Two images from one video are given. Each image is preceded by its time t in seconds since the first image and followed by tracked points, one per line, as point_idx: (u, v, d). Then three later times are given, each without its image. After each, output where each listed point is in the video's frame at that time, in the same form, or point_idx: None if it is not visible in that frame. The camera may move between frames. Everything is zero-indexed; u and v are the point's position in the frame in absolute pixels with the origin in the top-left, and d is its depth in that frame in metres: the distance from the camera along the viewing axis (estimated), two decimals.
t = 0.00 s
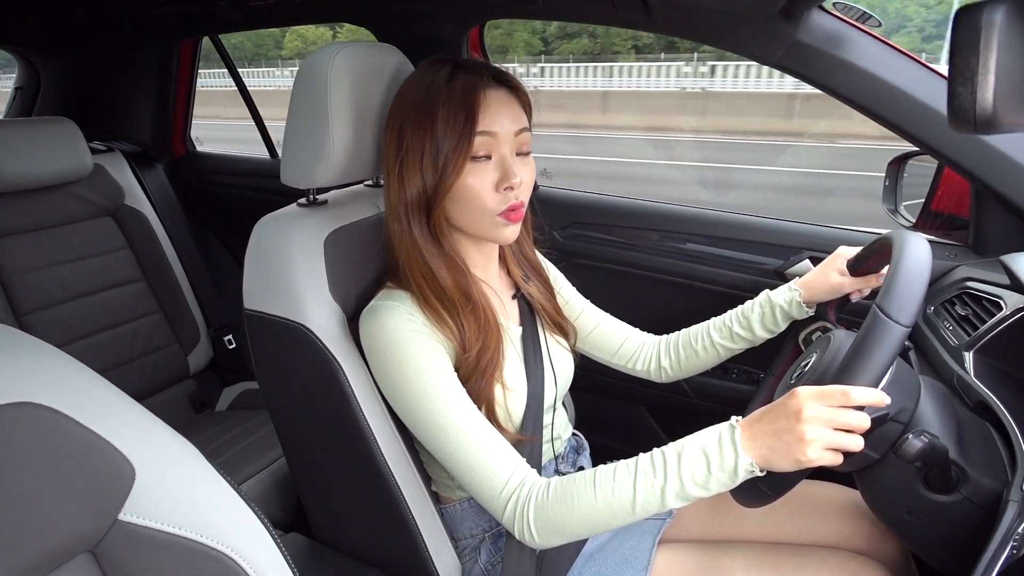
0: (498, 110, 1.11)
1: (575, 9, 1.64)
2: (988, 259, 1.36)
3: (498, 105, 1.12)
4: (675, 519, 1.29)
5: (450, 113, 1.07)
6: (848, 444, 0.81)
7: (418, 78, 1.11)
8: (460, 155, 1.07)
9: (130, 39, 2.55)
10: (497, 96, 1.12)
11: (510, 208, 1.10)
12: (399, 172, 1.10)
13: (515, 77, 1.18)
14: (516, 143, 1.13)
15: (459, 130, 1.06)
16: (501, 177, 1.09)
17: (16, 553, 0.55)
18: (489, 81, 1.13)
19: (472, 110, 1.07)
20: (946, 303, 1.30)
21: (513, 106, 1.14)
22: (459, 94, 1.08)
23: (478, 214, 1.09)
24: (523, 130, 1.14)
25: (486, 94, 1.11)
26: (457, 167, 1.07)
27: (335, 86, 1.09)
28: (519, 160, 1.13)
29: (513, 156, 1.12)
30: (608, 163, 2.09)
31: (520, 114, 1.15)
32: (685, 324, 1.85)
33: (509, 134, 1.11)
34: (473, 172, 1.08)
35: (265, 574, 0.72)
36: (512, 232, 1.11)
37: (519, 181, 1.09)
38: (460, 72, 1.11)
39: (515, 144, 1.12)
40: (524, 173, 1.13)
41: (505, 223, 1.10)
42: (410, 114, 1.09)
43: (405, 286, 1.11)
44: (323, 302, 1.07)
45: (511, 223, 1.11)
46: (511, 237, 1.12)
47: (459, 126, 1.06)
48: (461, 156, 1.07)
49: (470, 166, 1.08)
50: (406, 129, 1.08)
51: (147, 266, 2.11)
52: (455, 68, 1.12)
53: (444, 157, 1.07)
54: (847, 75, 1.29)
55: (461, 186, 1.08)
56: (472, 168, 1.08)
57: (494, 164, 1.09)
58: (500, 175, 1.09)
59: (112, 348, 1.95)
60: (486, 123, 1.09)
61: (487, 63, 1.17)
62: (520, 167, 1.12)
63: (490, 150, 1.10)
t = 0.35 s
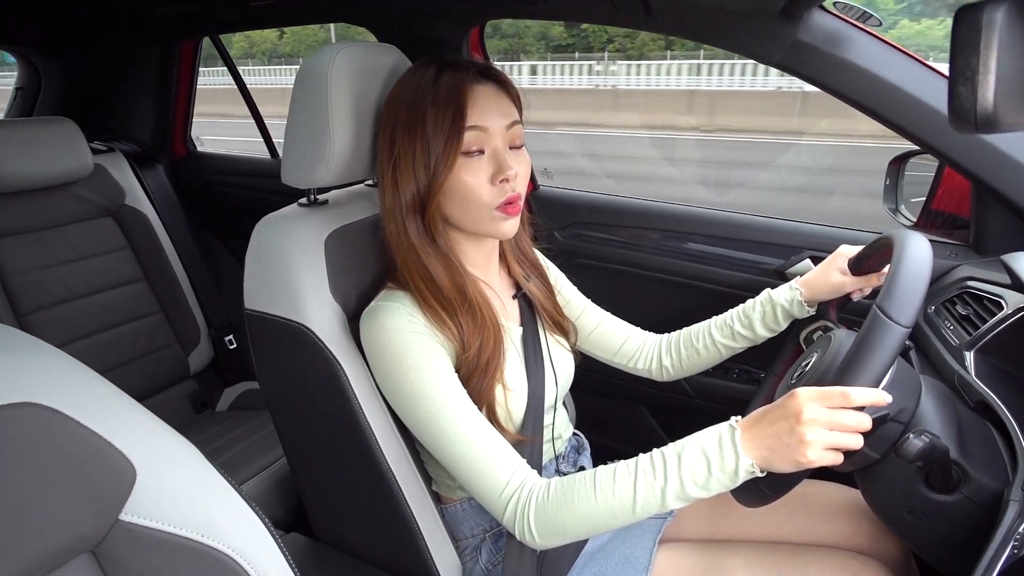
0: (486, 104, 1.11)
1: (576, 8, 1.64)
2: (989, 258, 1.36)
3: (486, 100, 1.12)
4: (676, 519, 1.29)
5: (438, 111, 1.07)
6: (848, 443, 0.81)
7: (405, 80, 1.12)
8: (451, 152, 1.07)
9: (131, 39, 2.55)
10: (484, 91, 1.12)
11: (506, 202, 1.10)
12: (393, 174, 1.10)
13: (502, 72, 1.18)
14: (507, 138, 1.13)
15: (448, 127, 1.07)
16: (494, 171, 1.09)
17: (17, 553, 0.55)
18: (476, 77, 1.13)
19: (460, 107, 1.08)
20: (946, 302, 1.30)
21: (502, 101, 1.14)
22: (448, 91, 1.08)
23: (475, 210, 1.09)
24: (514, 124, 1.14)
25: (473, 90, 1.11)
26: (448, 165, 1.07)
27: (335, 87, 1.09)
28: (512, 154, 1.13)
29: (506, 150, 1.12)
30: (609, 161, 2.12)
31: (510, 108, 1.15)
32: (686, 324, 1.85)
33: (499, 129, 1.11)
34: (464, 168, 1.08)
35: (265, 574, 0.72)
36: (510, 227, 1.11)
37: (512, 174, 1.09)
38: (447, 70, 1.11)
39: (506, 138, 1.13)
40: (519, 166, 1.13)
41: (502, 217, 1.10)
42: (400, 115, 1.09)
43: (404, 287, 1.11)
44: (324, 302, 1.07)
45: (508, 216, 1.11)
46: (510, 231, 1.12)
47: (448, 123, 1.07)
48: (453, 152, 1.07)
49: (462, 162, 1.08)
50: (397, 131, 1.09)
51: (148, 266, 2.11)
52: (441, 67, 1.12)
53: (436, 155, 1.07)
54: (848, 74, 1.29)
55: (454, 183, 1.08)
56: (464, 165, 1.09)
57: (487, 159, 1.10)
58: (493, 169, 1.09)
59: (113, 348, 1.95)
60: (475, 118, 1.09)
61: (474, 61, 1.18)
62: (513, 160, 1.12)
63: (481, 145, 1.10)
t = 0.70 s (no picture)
0: (501, 103, 1.12)
1: (576, 8, 1.64)
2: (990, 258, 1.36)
3: (500, 99, 1.12)
4: (676, 519, 1.29)
5: (455, 108, 1.07)
6: (848, 443, 0.81)
7: (419, 76, 1.11)
8: (467, 148, 1.07)
9: (131, 39, 2.55)
10: (497, 90, 1.13)
11: (517, 198, 1.10)
12: (403, 169, 1.09)
13: (515, 72, 1.19)
14: (519, 137, 1.14)
15: (465, 123, 1.06)
16: (507, 169, 1.09)
17: (16, 552, 0.55)
18: (492, 76, 1.13)
19: (477, 104, 1.08)
20: (947, 302, 1.30)
21: (514, 101, 1.15)
22: (463, 88, 1.08)
23: (486, 208, 1.09)
24: (526, 123, 1.15)
25: (488, 89, 1.11)
26: (463, 161, 1.07)
27: (336, 87, 1.09)
28: (523, 152, 1.14)
29: (518, 148, 1.12)
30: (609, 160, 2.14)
31: (521, 108, 1.16)
32: (686, 324, 1.84)
33: (513, 127, 1.12)
34: (479, 164, 1.08)
35: (265, 574, 0.72)
36: (519, 224, 1.12)
37: (526, 171, 1.10)
38: (461, 68, 1.11)
39: (519, 136, 1.13)
40: (531, 165, 1.13)
41: (512, 214, 1.11)
42: (413, 110, 1.08)
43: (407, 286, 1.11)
44: (324, 302, 1.07)
45: (517, 214, 1.11)
46: (518, 229, 1.12)
47: (465, 119, 1.06)
48: (468, 149, 1.07)
49: (477, 158, 1.08)
50: (411, 126, 1.08)
51: (149, 265, 2.11)
52: (455, 65, 1.12)
53: (450, 151, 1.07)
54: (848, 74, 1.29)
55: (468, 179, 1.08)
56: (479, 161, 1.09)
57: (500, 157, 1.10)
58: (506, 166, 1.09)
59: (113, 348, 1.95)
60: (490, 117, 1.09)
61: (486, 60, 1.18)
62: (526, 158, 1.13)
63: (495, 143, 1.10)
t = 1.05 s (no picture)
0: (507, 106, 1.12)
1: (575, 8, 1.64)
2: (989, 258, 1.36)
3: (507, 102, 1.12)
4: (676, 519, 1.29)
5: (463, 111, 1.06)
6: (846, 446, 0.81)
7: (424, 77, 1.10)
8: (475, 152, 1.07)
9: (131, 39, 2.55)
10: (504, 93, 1.13)
11: (522, 201, 1.11)
12: (408, 170, 1.09)
13: (519, 75, 1.19)
14: (524, 140, 1.14)
15: (473, 127, 1.06)
16: (514, 172, 1.09)
17: (16, 552, 0.55)
18: (498, 79, 1.13)
19: (484, 107, 1.07)
20: (946, 302, 1.30)
21: (519, 104, 1.15)
22: (471, 90, 1.08)
23: (491, 210, 1.09)
24: (530, 127, 1.15)
25: (495, 91, 1.11)
26: (470, 164, 1.07)
27: (336, 86, 1.09)
28: (528, 156, 1.14)
29: (523, 152, 1.13)
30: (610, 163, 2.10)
31: (526, 111, 1.16)
32: (685, 324, 1.85)
33: (519, 131, 1.12)
34: (485, 168, 1.08)
35: (265, 574, 0.72)
36: (523, 227, 1.12)
37: (531, 175, 1.10)
38: (468, 70, 1.10)
39: (524, 140, 1.13)
40: (535, 168, 1.14)
41: (517, 217, 1.11)
42: (419, 112, 1.08)
43: (410, 287, 1.11)
44: (324, 302, 1.07)
45: (522, 217, 1.12)
46: (522, 232, 1.13)
47: (473, 122, 1.06)
48: (475, 152, 1.07)
49: (484, 162, 1.08)
50: (417, 127, 1.07)
51: (148, 265, 2.11)
52: (461, 67, 1.11)
53: (457, 154, 1.07)
54: (848, 74, 1.29)
55: (474, 182, 1.08)
56: (485, 165, 1.09)
57: (506, 160, 1.10)
58: (513, 170, 1.09)
59: (113, 348, 1.95)
60: (497, 120, 1.09)
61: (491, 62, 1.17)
62: (531, 162, 1.13)
63: (501, 146, 1.10)
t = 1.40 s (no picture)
0: (508, 108, 1.12)
1: (576, 8, 1.64)
2: (989, 260, 1.36)
3: (508, 104, 1.12)
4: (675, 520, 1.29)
5: (465, 112, 1.06)
6: (843, 449, 0.81)
7: (426, 77, 1.10)
8: (476, 154, 1.07)
9: (131, 39, 2.55)
10: (506, 95, 1.12)
11: (523, 202, 1.11)
12: (409, 171, 1.09)
13: (521, 76, 1.19)
14: (525, 142, 1.14)
15: (474, 128, 1.06)
16: (514, 174, 1.09)
17: (16, 552, 0.55)
18: (500, 80, 1.13)
19: (486, 109, 1.07)
20: (946, 304, 1.30)
21: (520, 105, 1.15)
22: (472, 91, 1.08)
23: (491, 211, 1.09)
24: (531, 129, 1.15)
25: (497, 93, 1.11)
26: (471, 166, 1.07)
27: (336, 86, 1.09)
28: (529, 158, 1.14)
29: (524, 153, 1.13)
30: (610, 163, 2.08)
31: (527, 112, 1.16)
32: (685, 324, 1.85)
33: (520, 133, 1.12)
34: (487, 170, 1.08)
35: (265, 574, 0.72)
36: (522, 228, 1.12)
37: (531, 177, 1.10)
38: (469, 71, 1.10)
39: (525, 142, 1.13)
40: (535, 170, 1.13)
41: (517, 219, 1.11)
42: (420, 112, 1.07)
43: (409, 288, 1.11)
44: (324, 302, 1.07)
45: (522, 217, 1.12)
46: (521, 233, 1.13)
47: (475, 124, 1.06)
48: (475, 153, 1.07)
49: (485, 164, 1.08)
50: (418, 128, 1.07)
51: (148, 265, 2.11)
52: (463, 67, 1.11)
53: (457, 155, 1.07)
54: (848, 75, 1.29)
55: (475, 184, 1.08)
56: (486, 167, 1.09)
57: (507, 162, 1.10)
58: (513, 172, 1.09)
59: (113, 347, 1.95)
60: (498, 121, 1.09)
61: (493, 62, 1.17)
62: (531, 164, 1.13)
63: (502, 148, 1.10)
